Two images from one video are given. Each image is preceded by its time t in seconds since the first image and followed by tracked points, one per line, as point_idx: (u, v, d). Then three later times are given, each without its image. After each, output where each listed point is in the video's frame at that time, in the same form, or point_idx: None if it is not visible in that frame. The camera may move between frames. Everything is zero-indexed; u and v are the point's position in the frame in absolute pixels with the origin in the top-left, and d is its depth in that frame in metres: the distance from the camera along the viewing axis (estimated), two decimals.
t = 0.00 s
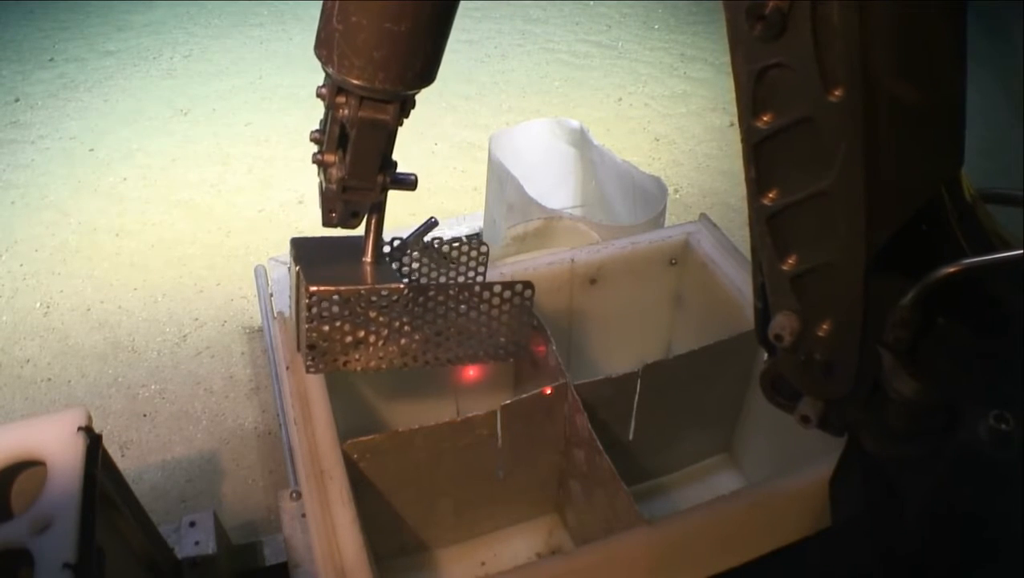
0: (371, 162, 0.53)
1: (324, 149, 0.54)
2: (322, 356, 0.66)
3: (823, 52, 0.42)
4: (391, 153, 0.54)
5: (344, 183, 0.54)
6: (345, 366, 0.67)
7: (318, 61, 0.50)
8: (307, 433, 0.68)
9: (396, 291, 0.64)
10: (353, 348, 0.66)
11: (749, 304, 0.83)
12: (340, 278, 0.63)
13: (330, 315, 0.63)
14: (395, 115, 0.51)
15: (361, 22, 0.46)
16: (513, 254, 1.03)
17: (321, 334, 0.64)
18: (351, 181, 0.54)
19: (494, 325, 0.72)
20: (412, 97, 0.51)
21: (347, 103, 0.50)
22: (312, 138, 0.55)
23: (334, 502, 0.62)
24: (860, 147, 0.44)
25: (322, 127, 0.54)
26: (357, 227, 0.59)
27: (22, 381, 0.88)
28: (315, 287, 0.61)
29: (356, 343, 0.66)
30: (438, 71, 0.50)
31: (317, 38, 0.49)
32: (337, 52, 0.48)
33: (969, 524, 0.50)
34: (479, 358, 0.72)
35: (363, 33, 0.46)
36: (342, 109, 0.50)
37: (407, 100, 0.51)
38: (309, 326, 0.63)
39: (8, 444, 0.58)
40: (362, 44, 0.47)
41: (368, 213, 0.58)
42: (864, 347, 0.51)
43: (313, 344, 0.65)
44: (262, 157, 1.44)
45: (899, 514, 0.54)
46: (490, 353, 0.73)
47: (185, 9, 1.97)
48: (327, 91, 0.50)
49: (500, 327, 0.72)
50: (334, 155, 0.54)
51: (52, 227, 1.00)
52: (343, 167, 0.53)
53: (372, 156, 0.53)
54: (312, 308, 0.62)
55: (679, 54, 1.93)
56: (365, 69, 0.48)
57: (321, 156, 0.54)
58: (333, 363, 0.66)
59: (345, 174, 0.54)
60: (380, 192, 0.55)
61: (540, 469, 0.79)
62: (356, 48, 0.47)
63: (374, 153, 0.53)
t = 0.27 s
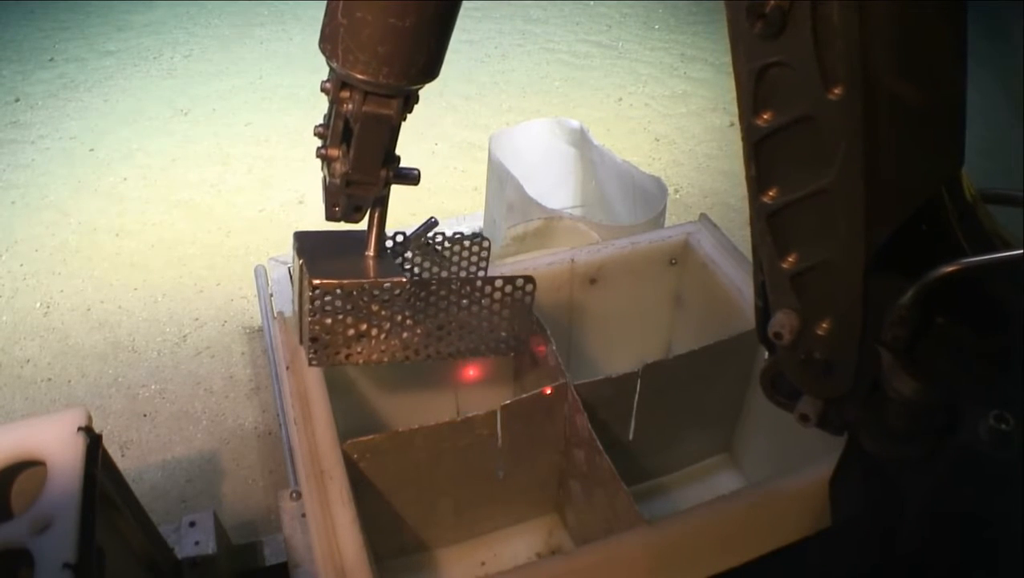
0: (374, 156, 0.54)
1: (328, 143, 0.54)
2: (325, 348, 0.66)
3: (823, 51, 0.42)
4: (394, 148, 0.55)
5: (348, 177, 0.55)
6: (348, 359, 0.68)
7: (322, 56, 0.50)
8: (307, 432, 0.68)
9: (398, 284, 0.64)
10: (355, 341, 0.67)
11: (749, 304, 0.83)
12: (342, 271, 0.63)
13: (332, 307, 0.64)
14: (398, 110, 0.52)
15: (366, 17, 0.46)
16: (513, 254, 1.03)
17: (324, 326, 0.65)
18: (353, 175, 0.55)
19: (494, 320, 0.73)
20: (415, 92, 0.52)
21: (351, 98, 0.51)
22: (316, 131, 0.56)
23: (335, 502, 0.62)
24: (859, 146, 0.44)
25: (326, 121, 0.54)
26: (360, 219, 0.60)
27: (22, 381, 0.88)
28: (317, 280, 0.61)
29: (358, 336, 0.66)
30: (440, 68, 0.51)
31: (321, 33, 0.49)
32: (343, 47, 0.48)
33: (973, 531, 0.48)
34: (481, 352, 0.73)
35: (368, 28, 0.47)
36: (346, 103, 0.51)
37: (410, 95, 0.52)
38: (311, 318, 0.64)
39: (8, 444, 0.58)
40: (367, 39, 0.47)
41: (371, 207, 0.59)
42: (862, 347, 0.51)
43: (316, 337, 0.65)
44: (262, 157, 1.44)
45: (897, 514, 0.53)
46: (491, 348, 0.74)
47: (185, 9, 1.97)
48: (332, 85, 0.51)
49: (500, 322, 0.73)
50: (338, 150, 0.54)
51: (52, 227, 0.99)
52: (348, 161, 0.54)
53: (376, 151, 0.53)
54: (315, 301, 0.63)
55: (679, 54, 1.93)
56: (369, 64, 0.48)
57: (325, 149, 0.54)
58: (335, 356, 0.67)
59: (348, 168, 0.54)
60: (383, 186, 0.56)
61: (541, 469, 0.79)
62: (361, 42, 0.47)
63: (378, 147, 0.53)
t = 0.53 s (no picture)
0: (376, 154, 0.54)
1: (332, 139, 0.54)
2: (327, 345, 0.66)
3: (822, 51, 0.42)
4: (397, 146, 0.55)
5: (350, 173, 0.55)
6: (349, 356, 0.68)
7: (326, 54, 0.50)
8: (307, 433, 0.68)
9: (400, 281, 0.64)
10: (358, 337, 0.67)
11: (750, 304, 0.83)
12: (344, 268, 0.63)
13: (335, 304, 0.64)
14: (401, 107, 0.52)
15: (369, 15, 0.46)
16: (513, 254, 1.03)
17: (327, 323, 0.65)
18: (356, 172, 0.54)
19: (494, 317, 0.73)
20: (418, 89, 0.52)
21: (354, 95, 0.51)
22: (319, 130, 0.56)
23: (335, 502, 0.62)
24: (858, 145, 0.44)
25: (329, 119, 0.55)
26: (363, 218, 0.60)
27: (22, 381, 0.88)
28: (320, 277, 0.61)
29: (361, 333, 0.66)
30: (443, 65, 0.51)
31: (326, 31, 0.49)
32: (346, 45, 0.48)
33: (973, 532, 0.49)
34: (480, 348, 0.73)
35: (371, 26, 0.47)
36: (348, 101, 0.51)
37: (413, 93, 0.52)
38: (314, 314, 0.64)
39: (8, 444, 0.58)
40: (369, 37, 0.47)
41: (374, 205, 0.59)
42: (861, 346, 0.51)
43: (318, 333, 0.65)
44: (262, 157, 1.44)
45: (897, 515, 0.54)
46: (491, 344, 0.74)
47: (185, 9, 1.97)
48: (335, 82, 0.51)
49: (500, 319, 0.73)
50: (341, 147, 0.54)
51: (52, 227, 0.99)
52: (350, 157, 0.54)
53: (377, 149, 0.53)
54: (318, 297, 0.63)
55: (679, 54, 1.93)
56: (372, 62, 0.48)
57: (329, 147, 0.54)
58: (337, 352, 0.67)
59: (351, 165, 0.54)
60: (386, 184, 0.56)
61: (541, 469, 0.79)
62: (364, 39, 0.47)
63: (380, 145, 0.53)
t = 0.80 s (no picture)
0: (380, 157, 0.54)
1: (335, 142, 0.55)
2: (332, 346, 0.67)
3: (818, 49, 0.42)
4: (399, 148, 0.55)
5: (354, 176, 0.55)
6: (355, 356, 0.68)
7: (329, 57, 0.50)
8: (307, 433, 0.68)
9: (404, 282, 0.64)
10: (362, 338, 0.67)
11: (750, 304, 0.83)
12: (348, 269, 0.63)
13: (339, 305, 0.64)
14: (404, 109, 0.52)
15: (371, 17, 0.47)
16: (513, 254, 1.03)
17: (332, 324, 0.65)
18: (359, 174, 0.55)
19: (495, 319, 0.73)
20: (420, 91, 0.52)
21: (357, 98, 0.51)
22: (323, 132, 0.57)
23: (335, 502, 0.62)
24: (855, 143, 0.44)
25: (333, 123, 0.55)
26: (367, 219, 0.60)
27: (22, 381, 0.88)
28: (325, 279, 0.62)
29: (365, 334, 0.67)
30: (444, 66, 0.51)
31: (328, 34, 0.50)
32: (349, 48, 0.48)
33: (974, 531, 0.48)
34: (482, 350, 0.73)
35: (373, 28, 0.47)
36: (352, 103, 0.51)
37: (416, 95, 0.52)
38: (319, 316, 0.64)
39: (8, 444, 0.58)
40: (372, 40, 0.47)
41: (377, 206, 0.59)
42: (861, 344, 0.51)
43: (322, 334, 0.66)
44: (262, 157, 1.44)
45: (897, 514, 0.53)
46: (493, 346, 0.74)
47: (185, 9, 1.97)
48: (339, 85, 0.51)
49: (502, 320, 0.73)
50: (344, 149, 0.55)
51: (52, 227, 0.99)
52: (353, 159, 0.54)
53: (380, 151, 0.54)
54: (323, 299, 0.63)
55: (679, 54, 1.93)
56: (374, 64, 0.48)
57: (332, 149, 0.55)
58: (341, 353, 0.67)
59: (355, 167, 0.55)
60: (389, 186, 0.56)
61: (541, 469, 0.79)
62: (367, 42, 0.47)
63: (383, 146, 0.54)
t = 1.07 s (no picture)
0: (387, 160, 0.54)
1: (343, 146, 0.54)
2: (340, 347, 0.67)
3: (811, 47, 0.42)
4: (407, 151, 0.55)
5: (361, 179, 0.55)
6: (363, 359, 0.68)
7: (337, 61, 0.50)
8: (306, 433, 0.68)
9: (412, 285, 0.65)
10: (371, 340, 0.67)
11: (750, 304, 0.83)
12: (357, 272, 0.64)
13: (347, 305, 0.64)
14: (412, 113, 0.51)
15: (378, 22, 0.46)
16: (514, 253, 1.03)
17: (339, 326, 0.65)
18: (367, 178, 0.55)
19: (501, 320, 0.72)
20: (428, 94, 0.51)
21: (364, 102, 0.51)
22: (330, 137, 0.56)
23: (335, 502, 0.62)
24: (850, 139, 0.44)
25: (340, 126, 0.55)
26: (375, 222, 0.60)
27: (22, 382, 0.88)
28: (333, 282, 0.62)
29: (373, 337, 0.67)
30: (452, 69, 0.51)
31: (335, 39, 0.49)
32: (355, 53, 0.48)
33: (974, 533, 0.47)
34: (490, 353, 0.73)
35: (380, 34, 0.47)
36: (359, 108, 0.51)
37: (423, 99, 0.51)
38: (327, 318, 0.65)
39: (8, 444, 0.58)
40: (378, 45, 0.47)
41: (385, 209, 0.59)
42: (860, 341, 0.51)
43: (331, 336, 0.66)
44: (262, 157, 1.44)
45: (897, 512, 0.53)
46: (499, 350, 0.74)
47: (185, 8, 1.97)
48: (346, 90, 0.51)
49: (511, 322, 0.73)
50: (353, 154, 0.54)
51: (52, 227, 0.99)
52: (361, 164, 0.54)
53: (388, 154, 0.53)
54: (331, 302, 0.63)
55: (680, 55, 1.93)
56: (381, 69, 0.48)
57: (340, 154, 0.54)
58: (349, 356, 0.67)
59: (362, 170, 0.54)
60: (396, 189, 0.56)
61: (541, 469, 0.79)
62: (374, 47, 0.47)
63: (391, 150, 0.53)
